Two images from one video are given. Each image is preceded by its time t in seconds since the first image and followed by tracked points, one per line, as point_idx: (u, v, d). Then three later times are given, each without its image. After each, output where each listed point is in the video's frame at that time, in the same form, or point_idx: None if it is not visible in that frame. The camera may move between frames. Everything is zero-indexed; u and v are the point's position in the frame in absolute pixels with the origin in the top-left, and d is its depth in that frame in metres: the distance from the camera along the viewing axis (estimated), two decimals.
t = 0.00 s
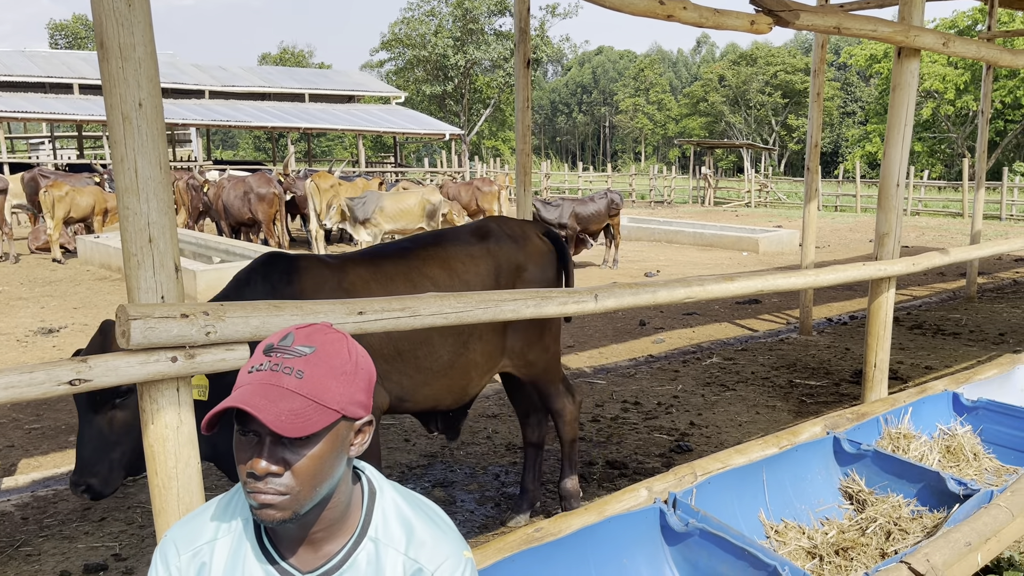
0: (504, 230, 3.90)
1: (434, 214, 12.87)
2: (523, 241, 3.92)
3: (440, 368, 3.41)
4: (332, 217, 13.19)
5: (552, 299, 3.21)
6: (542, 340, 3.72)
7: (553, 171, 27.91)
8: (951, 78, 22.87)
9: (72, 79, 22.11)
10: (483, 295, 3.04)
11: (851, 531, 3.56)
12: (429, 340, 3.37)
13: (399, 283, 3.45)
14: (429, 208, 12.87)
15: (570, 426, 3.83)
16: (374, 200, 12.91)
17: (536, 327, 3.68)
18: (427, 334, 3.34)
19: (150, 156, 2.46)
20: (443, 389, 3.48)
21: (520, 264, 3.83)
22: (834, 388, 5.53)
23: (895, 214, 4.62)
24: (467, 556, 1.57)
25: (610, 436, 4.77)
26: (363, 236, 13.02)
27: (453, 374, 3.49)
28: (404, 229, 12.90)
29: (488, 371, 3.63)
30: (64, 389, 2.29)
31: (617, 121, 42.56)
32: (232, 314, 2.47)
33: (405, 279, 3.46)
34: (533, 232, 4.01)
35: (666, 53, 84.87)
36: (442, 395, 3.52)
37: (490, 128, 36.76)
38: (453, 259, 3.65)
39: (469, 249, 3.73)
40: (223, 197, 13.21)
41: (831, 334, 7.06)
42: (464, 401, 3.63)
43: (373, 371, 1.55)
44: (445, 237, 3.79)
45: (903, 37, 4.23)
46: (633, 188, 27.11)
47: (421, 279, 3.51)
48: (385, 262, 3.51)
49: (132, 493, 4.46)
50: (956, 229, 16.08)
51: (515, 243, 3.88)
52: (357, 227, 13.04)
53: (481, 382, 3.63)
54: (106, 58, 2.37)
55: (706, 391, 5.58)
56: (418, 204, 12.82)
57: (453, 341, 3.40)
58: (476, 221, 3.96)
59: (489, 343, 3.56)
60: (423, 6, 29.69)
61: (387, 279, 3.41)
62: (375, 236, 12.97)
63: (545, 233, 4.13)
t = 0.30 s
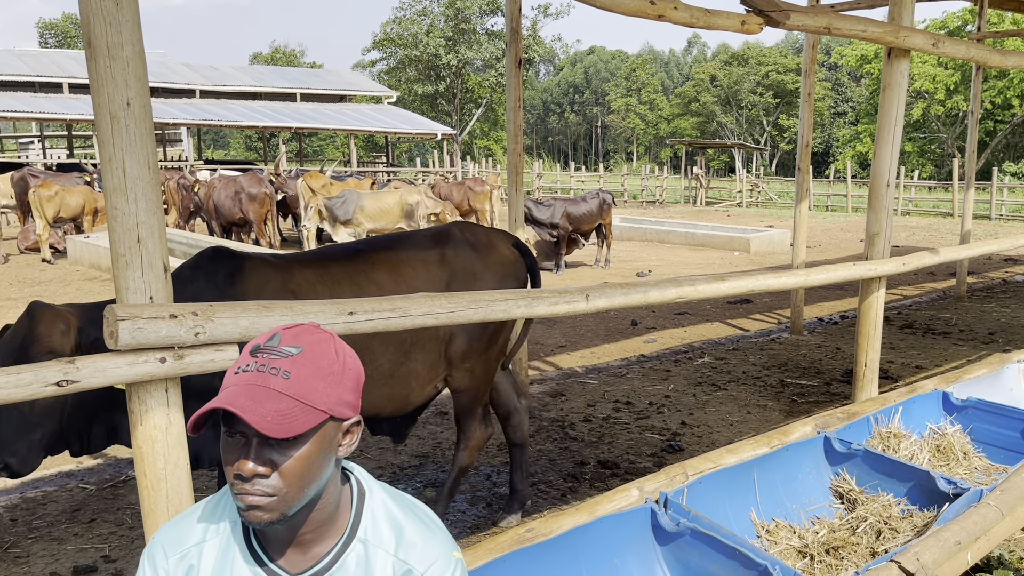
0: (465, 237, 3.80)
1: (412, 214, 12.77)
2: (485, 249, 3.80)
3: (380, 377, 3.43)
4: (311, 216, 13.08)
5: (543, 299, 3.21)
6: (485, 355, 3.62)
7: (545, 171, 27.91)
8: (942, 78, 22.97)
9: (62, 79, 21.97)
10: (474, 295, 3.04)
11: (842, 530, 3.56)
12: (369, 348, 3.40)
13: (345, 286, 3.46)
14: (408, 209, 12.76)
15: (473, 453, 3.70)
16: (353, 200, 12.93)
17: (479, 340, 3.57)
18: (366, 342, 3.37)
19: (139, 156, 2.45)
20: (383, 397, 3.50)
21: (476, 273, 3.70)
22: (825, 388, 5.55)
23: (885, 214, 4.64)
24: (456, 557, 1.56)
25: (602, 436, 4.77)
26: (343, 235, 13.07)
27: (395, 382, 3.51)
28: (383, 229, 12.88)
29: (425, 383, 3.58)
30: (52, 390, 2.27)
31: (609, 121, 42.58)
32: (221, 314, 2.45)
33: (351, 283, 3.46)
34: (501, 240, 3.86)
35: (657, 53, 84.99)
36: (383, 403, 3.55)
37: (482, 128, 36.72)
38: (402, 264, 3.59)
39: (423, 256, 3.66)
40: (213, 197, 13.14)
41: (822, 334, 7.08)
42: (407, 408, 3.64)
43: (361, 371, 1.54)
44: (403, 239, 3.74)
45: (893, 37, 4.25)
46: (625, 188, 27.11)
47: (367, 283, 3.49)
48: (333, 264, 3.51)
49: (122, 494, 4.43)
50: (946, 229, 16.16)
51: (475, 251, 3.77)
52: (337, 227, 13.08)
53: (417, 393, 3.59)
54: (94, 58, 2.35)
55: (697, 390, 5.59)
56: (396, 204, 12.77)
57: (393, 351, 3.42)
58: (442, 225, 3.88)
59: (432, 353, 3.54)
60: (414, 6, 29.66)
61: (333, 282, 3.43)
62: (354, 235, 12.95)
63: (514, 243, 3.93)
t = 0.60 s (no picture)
0: (415, 242, 3.74)
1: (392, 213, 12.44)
2: (438, 253, 3.76)
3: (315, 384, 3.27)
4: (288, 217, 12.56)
5: (536, 300, 3.20)
6: (439, 363, 3.51)
7: (539, 172, 27.93)
8: (933, 79, 23.07)
9: (53, 79, 21.86)
10: (467, 297, 3.04)
11: (834, 531, 3.57)
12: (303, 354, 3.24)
13: (279, 290, 3.34)
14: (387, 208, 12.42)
15: (435, 468, 3.56)
16: (332, 200, 12.25)
17: (430, 347, 3.47)
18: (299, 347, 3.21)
19: (129, 157, 2.43)
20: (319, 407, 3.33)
21: (426, 278, 3.63)
22: (817, 388, 5.57)
23: (877, 216, 4.65)
24: (451, 563, 1.55)
25: (595, 437, 4.76)
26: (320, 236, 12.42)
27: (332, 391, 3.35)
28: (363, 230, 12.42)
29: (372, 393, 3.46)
30: (41, 393, 2.24)
31: (602, 121, 42.61)
32: (213, 317, 2.43)
33: (285, 285, 3.35)
34: (454, 247, 3.84)
35: (650, 54, 85.12)
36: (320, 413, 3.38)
37: (475, 129, 36.70)
38: (344, 267, 3.48)
39: (368, 259, 3.56)
40: (205, 197, 13.13)
41: (815, 335, 7.10)
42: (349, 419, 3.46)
43: (357, 377, 1.53)
44: (350, 244, 3.66)
45: (885, 39, 4.26)
46: (618, 188, 27.13)
47: (303, 288, 3.37)
48: (269, 267, 3.41)
49: (113, 497, 4.41)
50: (938, 230, 16.24)
51: (426, 255, 3.69)
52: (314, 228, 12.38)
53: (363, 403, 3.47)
54: (83, 58, 2.33)
55: (690, 391, 5.59)
56: (376, 204, 12.38)
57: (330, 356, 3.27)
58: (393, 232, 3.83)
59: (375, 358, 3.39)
60: (407, 6, 29.63)
61: (266, 285, 3.32)
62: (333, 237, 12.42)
63: (470, 252, 3.92)
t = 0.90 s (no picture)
0: (361, 240, 3.72)
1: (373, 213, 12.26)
2: (386, 251, 3.75)
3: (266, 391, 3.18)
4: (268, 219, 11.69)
5: (530, 303, 3.20)
6: (400, 363, 3.50)
7: (533, 174, 27.92)
8: (925, 82, 23.16)
9: (46, 80, 21.76)
10: (461, 300, 3.03)
11: (828, 533, 3.57)
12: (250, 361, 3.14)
13: (215, 295, 3.21)
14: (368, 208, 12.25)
15: (413, 467, 3.58)
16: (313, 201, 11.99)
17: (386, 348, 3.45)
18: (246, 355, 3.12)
19: (121, 159, 2.41)
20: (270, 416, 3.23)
21: (375, 275, 3.61)
22: (811, 390, 5.58)
23: (870, 218, 4.67)
24: (442, 565, 1.54)
25: (589, 440, 4.76)
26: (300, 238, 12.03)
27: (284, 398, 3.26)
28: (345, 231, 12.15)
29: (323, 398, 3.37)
30: (31, 397, 2.22)
31: (596, 123, 42.66)
32: (204, 319, 2.41)
33: (223, 289, 3.21)
34: (403, 243, 3.84)
35: (643, 56, 85.20)
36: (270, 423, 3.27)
37: (469, 130, 36.68)
38: (286, 269, 3.39)
39: (312, 260, 3.50)
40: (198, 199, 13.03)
41: (808, 337, 7.12)
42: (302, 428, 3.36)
43: (348, 378, 1.52)
44: (291, 247, 3.59)
45: (877, 42, 4.28)
46: (612, 190, 27.15)
47: (239, 290, 3.26)
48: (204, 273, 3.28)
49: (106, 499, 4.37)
50: (930, 232, 16.33)
51: (374, 253, 3.68)
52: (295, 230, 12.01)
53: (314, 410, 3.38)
54: (74, 60, 2.31)
55: (684, 393, 5.60)
56: (356, 204, 12.17)
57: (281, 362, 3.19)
58: (335, 233, 3.79)
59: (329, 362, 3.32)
60: (401, 8, 29.63)
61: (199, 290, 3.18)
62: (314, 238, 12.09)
63: (418, 248, 3.92)
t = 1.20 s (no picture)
0: (304, 245, 3.68)
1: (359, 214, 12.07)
2: (330, 258, 3.72)
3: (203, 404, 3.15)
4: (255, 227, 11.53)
5: (525, 306, 3.20)
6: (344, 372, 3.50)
7: (528, 176, 27.91)
8: (919, 85, 23.23)
9: (40, 82, 21.68)
10: (456, 303, 3.02)
11: (823, 536, 3.57)
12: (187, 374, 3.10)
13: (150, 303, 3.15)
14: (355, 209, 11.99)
15: (387, 471, 3.56)
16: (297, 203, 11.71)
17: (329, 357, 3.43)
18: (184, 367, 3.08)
19: (113, 162, 2.39)
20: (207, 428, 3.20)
21: (317, 281, 3.57)
22: (806, 393, 5.58)
23: (865, 222, 4.68)
24: (436, 569, 1.52)
25: (584, 443, 4.76)
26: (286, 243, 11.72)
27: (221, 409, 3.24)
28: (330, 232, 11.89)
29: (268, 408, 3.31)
30: (23, 402, 2.19)
31: (591, 126, 42.69)
32: (198, 324, 2.40)
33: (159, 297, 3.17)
34: (348, 250, 3.80)
35: (638, 58, 85.26)
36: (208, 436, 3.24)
37: (464, 133, 36.63)
38: (225, 275, 3.36)
39: (252, 265, 3.45)
40: (193, 201, 13.04)
41: (803, 339, 7.13)
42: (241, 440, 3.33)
43: (339, 382, 1.51)
44: (230, 252, 3.54)
45: (871, 45, 4.30)
46: (607, 193, 27.13)
47: (176, 298, 3.20)
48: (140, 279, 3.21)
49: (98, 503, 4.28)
50: (923, 234, 16.39)
51: (316, 259, 3.64)
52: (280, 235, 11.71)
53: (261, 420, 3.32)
54: (67, 63, 2.30)
55: (680, 395, 5.60)
56: (343, 206, 11.89)
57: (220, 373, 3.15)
58: (279, 236, 3.74)
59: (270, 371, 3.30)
60: (396, 10, 29.60)
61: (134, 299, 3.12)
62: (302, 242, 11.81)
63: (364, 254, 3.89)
